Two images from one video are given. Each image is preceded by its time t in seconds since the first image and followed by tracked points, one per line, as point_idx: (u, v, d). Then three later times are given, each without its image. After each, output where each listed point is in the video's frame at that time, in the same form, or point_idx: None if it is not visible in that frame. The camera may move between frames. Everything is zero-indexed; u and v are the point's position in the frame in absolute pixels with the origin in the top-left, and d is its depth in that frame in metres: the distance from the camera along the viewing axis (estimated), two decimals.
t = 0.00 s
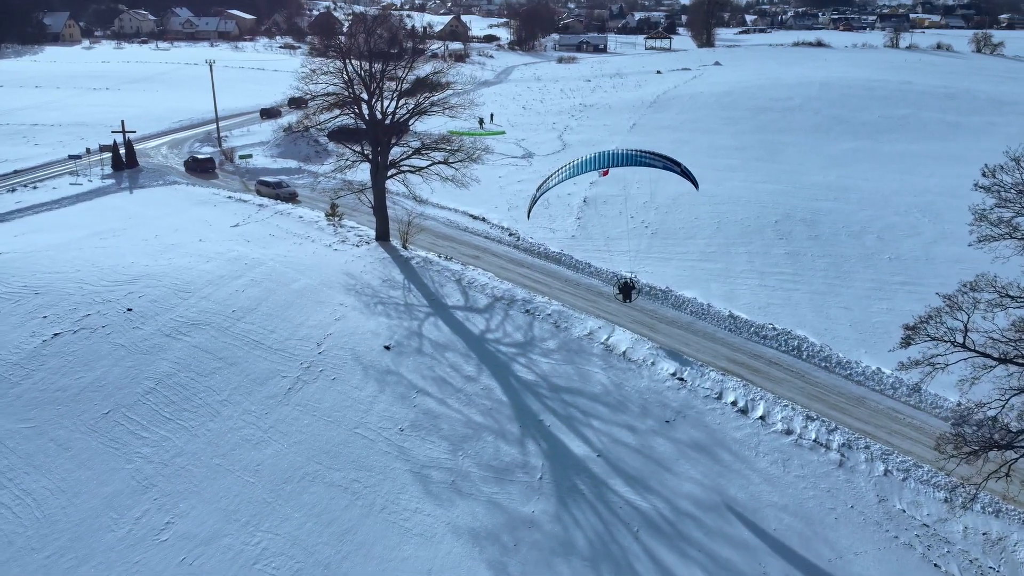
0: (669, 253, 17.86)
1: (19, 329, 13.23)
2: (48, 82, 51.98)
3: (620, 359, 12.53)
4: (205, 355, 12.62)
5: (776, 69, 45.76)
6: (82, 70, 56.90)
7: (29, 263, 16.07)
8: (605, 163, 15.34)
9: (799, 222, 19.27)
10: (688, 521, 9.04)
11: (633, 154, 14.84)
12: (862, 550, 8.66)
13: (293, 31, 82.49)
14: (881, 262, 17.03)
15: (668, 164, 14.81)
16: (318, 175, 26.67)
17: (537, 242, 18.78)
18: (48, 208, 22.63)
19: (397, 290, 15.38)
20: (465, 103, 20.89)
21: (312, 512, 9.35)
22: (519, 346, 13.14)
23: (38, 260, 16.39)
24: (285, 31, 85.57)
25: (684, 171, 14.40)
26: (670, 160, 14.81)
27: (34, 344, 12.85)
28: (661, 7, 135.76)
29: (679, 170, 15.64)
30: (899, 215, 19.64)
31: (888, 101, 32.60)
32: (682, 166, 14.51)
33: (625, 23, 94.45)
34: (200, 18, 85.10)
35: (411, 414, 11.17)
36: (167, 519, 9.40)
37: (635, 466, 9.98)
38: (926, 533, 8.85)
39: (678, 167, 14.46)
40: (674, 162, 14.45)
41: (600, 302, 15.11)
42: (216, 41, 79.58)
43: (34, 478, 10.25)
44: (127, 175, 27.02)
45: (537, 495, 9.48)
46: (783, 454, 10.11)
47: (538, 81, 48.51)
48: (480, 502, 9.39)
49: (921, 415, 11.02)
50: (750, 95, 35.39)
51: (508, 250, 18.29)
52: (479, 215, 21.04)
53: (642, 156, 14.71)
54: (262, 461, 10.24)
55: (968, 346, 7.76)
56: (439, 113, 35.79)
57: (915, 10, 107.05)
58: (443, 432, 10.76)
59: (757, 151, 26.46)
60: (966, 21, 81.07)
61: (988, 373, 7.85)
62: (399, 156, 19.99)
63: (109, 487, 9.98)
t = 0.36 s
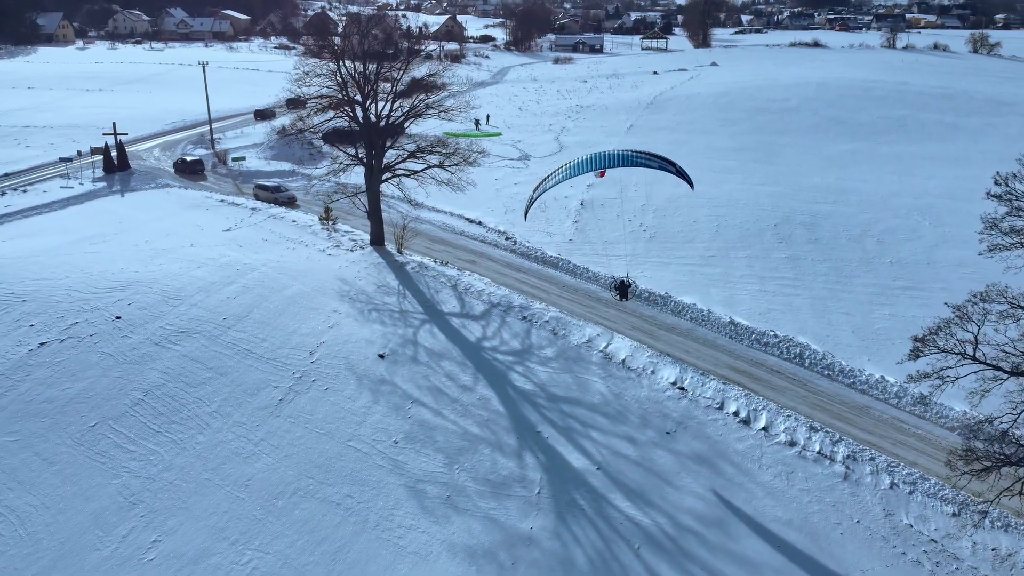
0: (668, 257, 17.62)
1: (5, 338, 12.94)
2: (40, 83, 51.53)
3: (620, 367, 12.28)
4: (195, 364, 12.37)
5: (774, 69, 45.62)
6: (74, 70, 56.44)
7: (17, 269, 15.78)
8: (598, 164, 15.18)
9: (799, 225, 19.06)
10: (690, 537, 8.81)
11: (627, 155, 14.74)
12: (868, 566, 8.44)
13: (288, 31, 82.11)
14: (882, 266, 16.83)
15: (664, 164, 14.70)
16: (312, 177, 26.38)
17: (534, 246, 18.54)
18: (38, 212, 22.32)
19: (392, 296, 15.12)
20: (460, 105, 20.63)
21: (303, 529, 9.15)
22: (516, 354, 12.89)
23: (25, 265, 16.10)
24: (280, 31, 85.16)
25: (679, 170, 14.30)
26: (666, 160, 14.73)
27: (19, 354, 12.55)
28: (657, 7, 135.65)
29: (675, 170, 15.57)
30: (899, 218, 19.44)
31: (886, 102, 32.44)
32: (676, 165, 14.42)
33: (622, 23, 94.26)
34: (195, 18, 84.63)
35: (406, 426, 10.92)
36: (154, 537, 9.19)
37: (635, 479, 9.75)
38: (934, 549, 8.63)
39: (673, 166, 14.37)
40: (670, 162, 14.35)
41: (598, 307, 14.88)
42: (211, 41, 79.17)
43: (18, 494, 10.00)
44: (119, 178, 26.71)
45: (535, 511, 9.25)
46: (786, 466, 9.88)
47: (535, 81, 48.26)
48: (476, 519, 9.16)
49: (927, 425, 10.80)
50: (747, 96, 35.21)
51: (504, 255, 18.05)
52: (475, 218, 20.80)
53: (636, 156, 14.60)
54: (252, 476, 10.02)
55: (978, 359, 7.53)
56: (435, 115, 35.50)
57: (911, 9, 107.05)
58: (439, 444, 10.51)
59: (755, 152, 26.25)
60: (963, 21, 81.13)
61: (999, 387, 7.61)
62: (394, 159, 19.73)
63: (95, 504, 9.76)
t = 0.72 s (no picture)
0: (667, 261, 17.37)
1: None
2: (32, 84, 51.14)
3: (618, 376, 12.04)
4: (183, 378, 12.29)
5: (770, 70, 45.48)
6: (67, 71, 56.04)
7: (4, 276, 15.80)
8: (591, 165, 15.04)
9: (798, 228, 18.85)
10: (691, 555, 8.58)
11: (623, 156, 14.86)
12: None
13: (282, 32, 81.74)
14: (883, 270, 16.62)
15: (657, 165, 15.02)
16: (305, 180, 26.12)
17: (530, 250, 18.29)
18: (27, 215, 22.07)
19: (386, 303, 14.86)
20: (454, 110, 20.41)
21: (292, 548, 8.94)
22: (512, 362, 12.63)
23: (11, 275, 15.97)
24: (273, 31, 84.69)
25: (674, 170, 14.71)
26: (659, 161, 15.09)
27: (5, 364, 12.53)
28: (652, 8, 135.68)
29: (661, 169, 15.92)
30: (899, 221, 19.25)
31: (884, 103, 32.28)
32: (670, 166, 14.84)
33: (617, 23, 94.12)
34: (189, 18, 84.24)
35: (399, 439, 10.67)
36: (140, 556, 8.95)
37: (635, 494, 9.51)
38: (942, 566, 8.40)
39: (668, 167, 14.79)
40: (665, 163, 14.72)
41: (596, 314, 14.63)
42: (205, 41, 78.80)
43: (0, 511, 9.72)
44: (109, 180, 26.43)
45: (532, 528, 9.01)
46: (789, 479, 9.66)
47: (531, 82, 48.03)
48: (472, 537, 8.92)
49: (933, 437, 10.56)
50: (743, 97, 35.01)
51: (500, 259, 17.79)
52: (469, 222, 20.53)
53: (632, 158, 14.81)
54: (240, 492, 9.87)
55: (989, 373, 7.32)
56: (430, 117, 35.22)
57: (906, 9, 107.14)
58: (433, 458, 10.27)
59: (752, 153, 26.04)
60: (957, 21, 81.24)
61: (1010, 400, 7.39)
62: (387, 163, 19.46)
63: (79, 521, 9.52)
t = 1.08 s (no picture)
0: (663, 266, 17.15)
1: None
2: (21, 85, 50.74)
3: (615, 387, 11.81)
4: (171, 396, 12.63)
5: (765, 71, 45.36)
6: (56, 71, 55.55)
7: None
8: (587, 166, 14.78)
9: (794, 232, 18.68)
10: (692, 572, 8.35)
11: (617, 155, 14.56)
12: None
13: (275, 33, 81.41)
14: (881, 275, 16.43)
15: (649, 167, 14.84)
16: (296, 184, 25.88)
17: (524, 255, 18.04)
18: (12, 221, 21.88)
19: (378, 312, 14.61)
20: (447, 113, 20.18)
21: (280, 567, 8.70)
22: (507, 372, 12.39)
23: (6, 299, 16.33)
24: (266, 31, 84.29)
25: (667, 170, 14.58)
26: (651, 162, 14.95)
27: None
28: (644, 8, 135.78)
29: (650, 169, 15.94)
30: (896, 224, 19.08)
31: (880, 105, 32.15)
32: (663, 164, 14.70)
33: (611, 23, 94.10)
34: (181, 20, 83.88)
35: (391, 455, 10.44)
36: None
37: (633, 509, 9.25)
38: None
39: (661, 166, 14.65)
40: (658, 162, 14.56)
41: (592, 320, 14.37)
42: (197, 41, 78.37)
43: None
44: (97, 184, 26.21)
45: (528, 546, 8.76)
46: (792, 494, 9.43)
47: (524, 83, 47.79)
48: (466, 555, 8.67)
49: (938, 449, 10.34)
50: (738, 98, 34.85)
51: (493, 264, 17.54)
52: (462, 226, 20.26)
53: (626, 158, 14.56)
54: (227, 510, 9.70)
55: (999, 388, 7.10)
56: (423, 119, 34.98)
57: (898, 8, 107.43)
58: (427, 474, 10.03)
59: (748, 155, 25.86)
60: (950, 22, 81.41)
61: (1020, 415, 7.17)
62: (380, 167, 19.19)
63: (62, 539, 9.34)
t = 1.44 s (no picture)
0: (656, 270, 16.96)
1: None
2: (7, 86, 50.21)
3: (608, 398, 11.61)
4: (155, 407, 12.40)
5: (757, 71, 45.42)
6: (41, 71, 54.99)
7: None
8: (584, 202, 14.52)
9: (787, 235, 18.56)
10: None
11: (615, 200, 14.46)
12: None
13: (265, 33, 81.04)
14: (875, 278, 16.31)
15: (641, 214, 14.97)
16: (284, 186, 25.60)
17: (515, 259, 17.82)
18: None
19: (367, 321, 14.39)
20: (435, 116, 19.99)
21: None
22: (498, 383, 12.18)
23: None
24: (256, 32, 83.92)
25: (660, 227, 14.83)
26: (644, 208, 15.08)
27: None
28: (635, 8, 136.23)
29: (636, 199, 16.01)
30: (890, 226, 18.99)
31: (871, 106, 32.19)
32: (656, 220, 14.93)
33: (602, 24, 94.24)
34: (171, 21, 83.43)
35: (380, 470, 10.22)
36: None
37: (628, 526, 9.04)
38: None
39: (653, 220, 14.86)
40: (652, 217, 14.75)
41: (584, 327, 14.14)
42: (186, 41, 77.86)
43: None
44: (82, 188, 25.87)
45: (520, 565, 8.54)
46: (789, 508, 9.24)
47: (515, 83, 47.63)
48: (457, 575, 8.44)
49: (938, 460, 10.17)
50: (730, 99, 34.72)
51: (484, 269, 17.31)
52: (452, 231, 20.00)
53: (623, 205, 14.53)
54: (211, 530, 9.47)
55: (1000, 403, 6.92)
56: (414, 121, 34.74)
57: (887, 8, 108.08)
58: (417, 490, 9.80)
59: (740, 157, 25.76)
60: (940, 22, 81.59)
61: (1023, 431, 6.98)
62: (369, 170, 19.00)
63: (40, 562, 9.12)
